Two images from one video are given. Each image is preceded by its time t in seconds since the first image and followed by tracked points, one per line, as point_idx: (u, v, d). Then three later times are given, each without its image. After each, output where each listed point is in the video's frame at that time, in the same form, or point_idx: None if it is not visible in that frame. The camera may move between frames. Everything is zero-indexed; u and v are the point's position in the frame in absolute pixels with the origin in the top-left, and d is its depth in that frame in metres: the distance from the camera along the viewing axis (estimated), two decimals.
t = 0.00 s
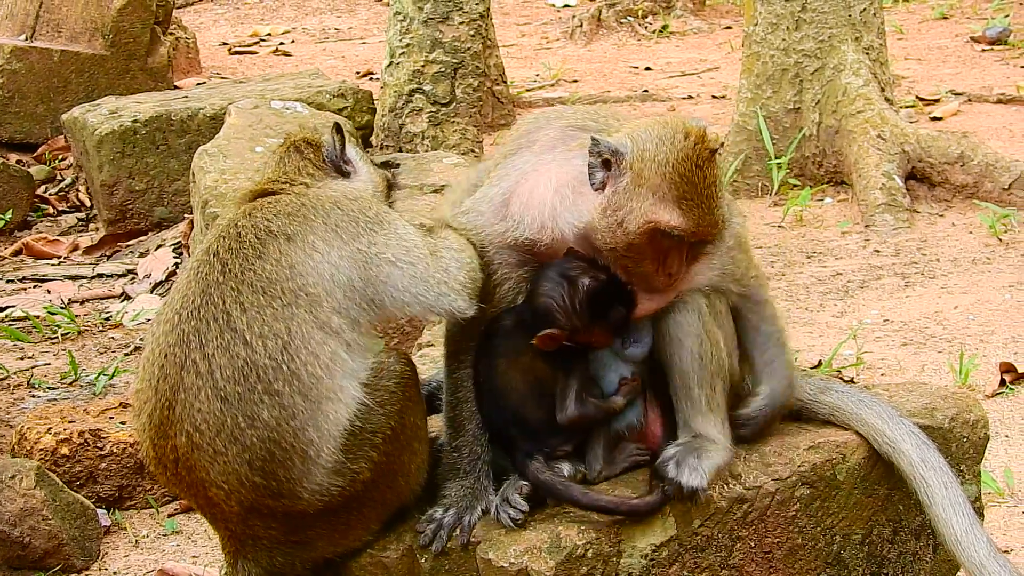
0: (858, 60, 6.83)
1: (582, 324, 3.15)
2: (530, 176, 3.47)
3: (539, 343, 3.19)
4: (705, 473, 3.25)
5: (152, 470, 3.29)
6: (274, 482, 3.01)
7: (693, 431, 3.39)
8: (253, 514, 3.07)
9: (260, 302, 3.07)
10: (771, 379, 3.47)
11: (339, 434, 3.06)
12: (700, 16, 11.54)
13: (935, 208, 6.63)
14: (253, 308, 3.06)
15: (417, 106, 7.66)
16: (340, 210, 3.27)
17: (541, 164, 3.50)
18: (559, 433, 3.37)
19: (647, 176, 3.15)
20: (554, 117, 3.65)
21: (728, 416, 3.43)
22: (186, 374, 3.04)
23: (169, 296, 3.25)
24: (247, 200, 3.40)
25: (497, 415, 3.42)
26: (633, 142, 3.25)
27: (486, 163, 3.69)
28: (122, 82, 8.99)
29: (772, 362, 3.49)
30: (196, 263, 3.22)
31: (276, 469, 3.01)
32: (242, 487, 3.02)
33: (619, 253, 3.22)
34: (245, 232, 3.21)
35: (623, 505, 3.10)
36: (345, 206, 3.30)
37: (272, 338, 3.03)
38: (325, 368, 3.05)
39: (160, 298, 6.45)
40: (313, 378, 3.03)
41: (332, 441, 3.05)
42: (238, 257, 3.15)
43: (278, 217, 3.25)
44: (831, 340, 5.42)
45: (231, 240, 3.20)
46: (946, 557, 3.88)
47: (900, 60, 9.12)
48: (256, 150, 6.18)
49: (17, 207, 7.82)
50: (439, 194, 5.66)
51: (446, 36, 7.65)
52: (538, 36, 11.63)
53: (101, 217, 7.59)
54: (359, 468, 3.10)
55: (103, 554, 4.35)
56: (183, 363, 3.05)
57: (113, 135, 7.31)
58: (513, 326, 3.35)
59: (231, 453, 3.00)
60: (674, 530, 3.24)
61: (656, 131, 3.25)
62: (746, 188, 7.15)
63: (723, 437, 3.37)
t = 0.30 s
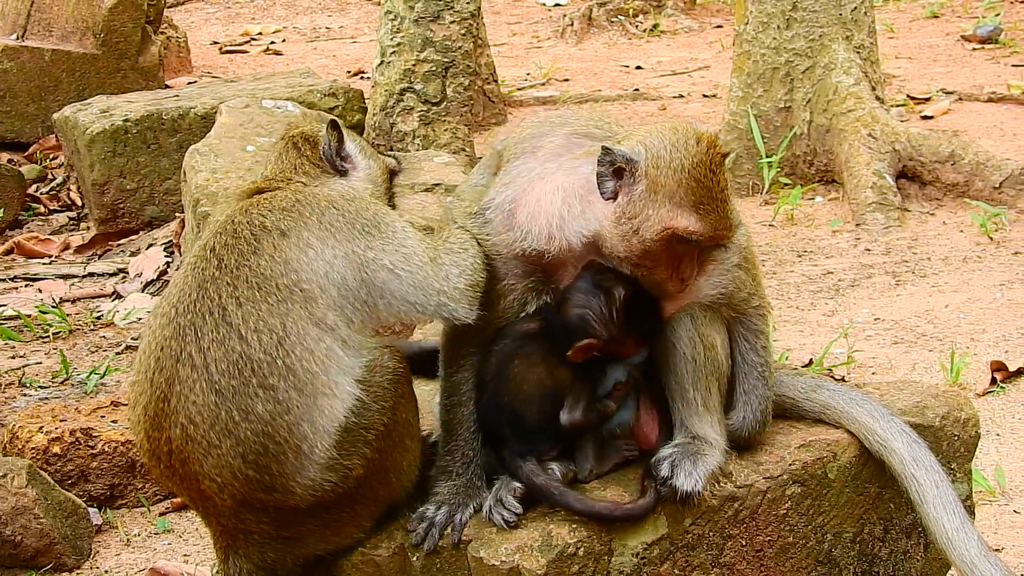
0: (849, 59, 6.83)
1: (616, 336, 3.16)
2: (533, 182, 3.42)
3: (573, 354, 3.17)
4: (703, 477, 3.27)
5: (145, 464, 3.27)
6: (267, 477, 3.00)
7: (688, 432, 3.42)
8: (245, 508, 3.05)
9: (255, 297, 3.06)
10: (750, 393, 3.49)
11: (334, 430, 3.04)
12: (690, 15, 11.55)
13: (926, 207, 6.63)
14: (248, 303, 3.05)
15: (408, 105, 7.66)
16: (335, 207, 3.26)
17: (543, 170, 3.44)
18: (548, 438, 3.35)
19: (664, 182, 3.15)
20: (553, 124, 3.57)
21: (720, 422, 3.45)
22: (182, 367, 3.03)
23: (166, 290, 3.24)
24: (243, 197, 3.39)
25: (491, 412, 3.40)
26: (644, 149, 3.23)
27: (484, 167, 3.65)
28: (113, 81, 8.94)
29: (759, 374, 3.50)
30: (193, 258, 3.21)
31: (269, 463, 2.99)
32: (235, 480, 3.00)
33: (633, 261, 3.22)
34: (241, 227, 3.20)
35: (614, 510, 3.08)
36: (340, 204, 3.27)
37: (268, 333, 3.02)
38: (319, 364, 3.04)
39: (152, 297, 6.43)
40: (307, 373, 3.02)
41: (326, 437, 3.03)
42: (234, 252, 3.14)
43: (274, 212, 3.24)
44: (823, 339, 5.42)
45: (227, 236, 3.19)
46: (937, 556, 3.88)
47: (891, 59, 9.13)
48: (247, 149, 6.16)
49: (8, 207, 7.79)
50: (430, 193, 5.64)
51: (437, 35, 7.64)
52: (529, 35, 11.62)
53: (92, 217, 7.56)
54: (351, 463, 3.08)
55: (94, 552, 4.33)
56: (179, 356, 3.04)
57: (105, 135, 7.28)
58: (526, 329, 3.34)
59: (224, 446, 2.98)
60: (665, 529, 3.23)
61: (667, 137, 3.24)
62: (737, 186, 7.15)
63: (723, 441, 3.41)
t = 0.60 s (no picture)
0: (845, 59, 6.84)
1: (594, 332, 3.18)
2: (532, 186, 3.41)
3: (548, 330, 3.25)
4: (699, 477, 3.28)
5: (143, 459, 3.27)
6: (266, 473, 3.00)
7: (683, 432, 3.43)
8: (243, 504, 3.06)
9: (256, 297, 3.05)
10: (749, 399, 3.46)
11: (333, 429, 3.05)
12: (687, 15, 11.55)
13: (922, 207, 6.64)
14: (250, 303, 3.05)
15: (405, 105, 7.67)
16: (337, 207, 3.24)
17: (542, 175, 3.43)
18: (543, 440, 3.32)
19: (664, 180, 3.11)
20: (551, 127, 3.57)
21: (716, 424, 3.44)
22: (183, 362, 3.03)
23: (169, 286, 3.24)
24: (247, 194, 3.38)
25: (487, 417, 3.40)
26: (644, 150, 3.20)
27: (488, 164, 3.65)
28: (109, 81, 8.93)
29: (758, 378, 3.48)
30: (195, 255, 3.20)
31: (268, 459, 2.99)
32: (234, 476, 3.01)
33: (635, 262, 3.19)
34: (245, 226, 3.18)
35: (612, 521, 3.08)
36: (344, 204, 3.25)
37: (269, 333, 3.02)
38: (319, 365, 3.04)
39: (148, 297, 6.43)
40: (307, 373, 3.02)
41: (325, 436, 3.04)
42: (237, 251, 3.13)
43: (278, 210, 3.23)
44: (819, 339, 5.42)
45: (229, 234, 3.18)
46: (932, 556, 3.88)
47: (887, 59, 9.14)
48: (244, 149, 6.16)
49: (4, 206, 7.78)
50: (426, 193, 5.65)
51: (433, 35, 7.64)
52: (526, 35, 11.62)
53: (88, 216, 7.55)
54: (349, 461, 3.08)
55: (90, 552, 4.33)
56: (180, 353, 3.04)
57: (101, 135, 7.28)
58: (524, 321, 3.38)
59: (224, 441, 2.98)
60: (660, 529, 3.23)
61: (665, 135, 3.22)
62: (733, 187, 7.15)
63: (717, 442, 3.41)
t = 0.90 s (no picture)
0: (844, 60, 6.85)
1: (583, 322, 3.14)
2: (523, 186, 3.38)
3: (534, 325, 3.19)
4: (698, 477, 3.28)
5: (143, 459, 3.26)
6: (269, 467, 3.00)
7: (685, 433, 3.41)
8: (247, 501, 3.06)
9: (256, 288, 3.06)
10: (746, 400, 3.46)
11: (335, 421, 3.04)
12: (686, 16, 11.56)
13: (920, 208, 6.64)
14: (250, 295, 3.05)
15: (404, 105, 7.67)
16: (336, 202, 3.25)
17: (532, 175, 3.40)
18: (541, 441, 3.30)
19: (661, 160, 3.17)
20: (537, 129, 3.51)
21: (714, 425, 3.43)
22: (185, 357, 3.02)
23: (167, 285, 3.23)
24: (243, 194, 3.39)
25: (481, 420, 3.38)
26: (637, 133, 3.25)
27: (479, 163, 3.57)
28: (108, 81, 8.92)
29: (756, 380, 3.47)
30: (194, 253, 3.20)
31: (272, 452, 2.99)
32: (238, 471, 3.01)
33: (642, 248, 3.25)
34: (244, 222, 3.19)
35: (613, 522, 3.08)
36: (342, 199, 3.28)
37: (270, 323, 3.02)
38: (321, 355, 3.04)
39: (146, 297, 6.42)
40: (309, 362, 3.02)
41: (328, 428, 3.03)
42: (236, 245, 3.14)
43: (276, 206, 3.24)
44: (817, 341, 5.43)
45: (228, 230, 3.19)
46: (930, 557, 3.89)
47: (886, 61, 9.15)
48: (243, 149, 6.16)
49: (3, 206, 7.77)
50: (425, 193, 5.65)
51: (433, 35, 7.64)
52: (525, 36, 11.62)
53: (87, 216, 7.55)
54: (352, 454, 3.08)
55: (89, 552, 4.32)
56: (182, 346, 3.03)
57: (100, 134, 7.28)
58: (513, 321, 3.35)
59: (228, 435, 2.98)
60: (659, 529, 3.24)
61: (651, 117, 3.28)
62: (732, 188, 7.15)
63: (716, 443, 3.40)
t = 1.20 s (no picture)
0: (842, 61, 6.85)
1: (592, 319, 3.10)
2: (530, 185, 3.37)
3: (543, 330, 3.15)
4: (696, 478, 3.27)
5: (141, 458, 3.26)
6: (268, 467, 3.00)
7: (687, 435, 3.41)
8: (245, 500, 3.05)
9: (255, 288, 3.06)
10: (747, 400, 3.45)
11: (334, 421, 3.04)
12: (684, 16, 11.56)
13: (918, 209, 6.65)
14: (249, 295, 3.05)
15: (402, 104, 7.68)
16: (335, 203, 3.25)
17: (537, 175, 3.39)
18: (546, 442, 3.33)
19: (673, 148, 3.14)
20: (539, 131, 3.52)
21: (714, 426, 3.43)
22: (182, 355, 3.02)
23: (165, 284, 3.22)
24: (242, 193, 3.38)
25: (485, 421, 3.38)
26: (645, 124, 3.19)
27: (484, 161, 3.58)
28: (106, 79, 8.92)
29: (756, 381, 3.47)
30: (193, 251, 3.19)
31: (270, 452, 2.99)
32: (236, 471, 3.00)
33: (656, 239, 3.21)
34: (243, 221, 3.19)
35: (614, 522, 3.08)
36: (341, 199, 3.27)
37: (269, 323, 3.02)
38: (318, 355, 3.04)
39: (144, 296, 6.42)
40: (307, 363, 3.02)
41: (326, 428, 3.03)
42: (235, 244, 3.13)
43: (274, 206, 3.23)
44: (815, 341, 5.43)
45: (227, 229, 3.18)
46: (929, 557, 3.90)
47: (884, 61, 9.16)
48: (241, 147, 6.15)
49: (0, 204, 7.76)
50: (423, 192, 5.65)
51: (431, 34, 7.63)
52: (522, 35, 11.63)
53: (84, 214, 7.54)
54: (350, 453, 3.08)
55: (87, 550, 4.32)
56: (180, 345, 3.03)
57: (98, 133, 7.27)
58: (515, 324, 3.34)
59: (226, 434, 2.98)
60: (658, 529, 3.24)
61: (654, 108, 3.25)
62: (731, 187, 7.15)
63: (716, 442, 3.40)
